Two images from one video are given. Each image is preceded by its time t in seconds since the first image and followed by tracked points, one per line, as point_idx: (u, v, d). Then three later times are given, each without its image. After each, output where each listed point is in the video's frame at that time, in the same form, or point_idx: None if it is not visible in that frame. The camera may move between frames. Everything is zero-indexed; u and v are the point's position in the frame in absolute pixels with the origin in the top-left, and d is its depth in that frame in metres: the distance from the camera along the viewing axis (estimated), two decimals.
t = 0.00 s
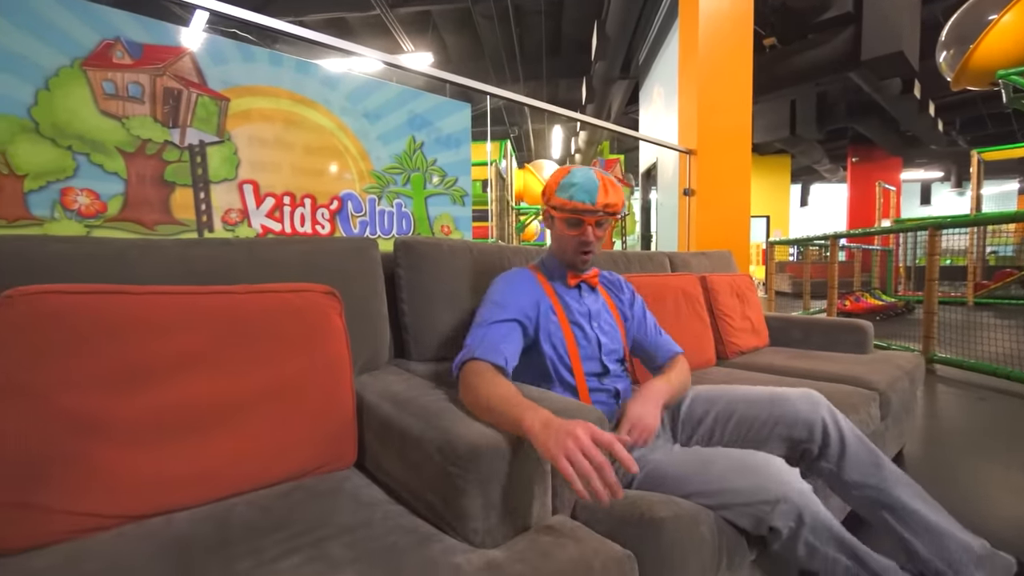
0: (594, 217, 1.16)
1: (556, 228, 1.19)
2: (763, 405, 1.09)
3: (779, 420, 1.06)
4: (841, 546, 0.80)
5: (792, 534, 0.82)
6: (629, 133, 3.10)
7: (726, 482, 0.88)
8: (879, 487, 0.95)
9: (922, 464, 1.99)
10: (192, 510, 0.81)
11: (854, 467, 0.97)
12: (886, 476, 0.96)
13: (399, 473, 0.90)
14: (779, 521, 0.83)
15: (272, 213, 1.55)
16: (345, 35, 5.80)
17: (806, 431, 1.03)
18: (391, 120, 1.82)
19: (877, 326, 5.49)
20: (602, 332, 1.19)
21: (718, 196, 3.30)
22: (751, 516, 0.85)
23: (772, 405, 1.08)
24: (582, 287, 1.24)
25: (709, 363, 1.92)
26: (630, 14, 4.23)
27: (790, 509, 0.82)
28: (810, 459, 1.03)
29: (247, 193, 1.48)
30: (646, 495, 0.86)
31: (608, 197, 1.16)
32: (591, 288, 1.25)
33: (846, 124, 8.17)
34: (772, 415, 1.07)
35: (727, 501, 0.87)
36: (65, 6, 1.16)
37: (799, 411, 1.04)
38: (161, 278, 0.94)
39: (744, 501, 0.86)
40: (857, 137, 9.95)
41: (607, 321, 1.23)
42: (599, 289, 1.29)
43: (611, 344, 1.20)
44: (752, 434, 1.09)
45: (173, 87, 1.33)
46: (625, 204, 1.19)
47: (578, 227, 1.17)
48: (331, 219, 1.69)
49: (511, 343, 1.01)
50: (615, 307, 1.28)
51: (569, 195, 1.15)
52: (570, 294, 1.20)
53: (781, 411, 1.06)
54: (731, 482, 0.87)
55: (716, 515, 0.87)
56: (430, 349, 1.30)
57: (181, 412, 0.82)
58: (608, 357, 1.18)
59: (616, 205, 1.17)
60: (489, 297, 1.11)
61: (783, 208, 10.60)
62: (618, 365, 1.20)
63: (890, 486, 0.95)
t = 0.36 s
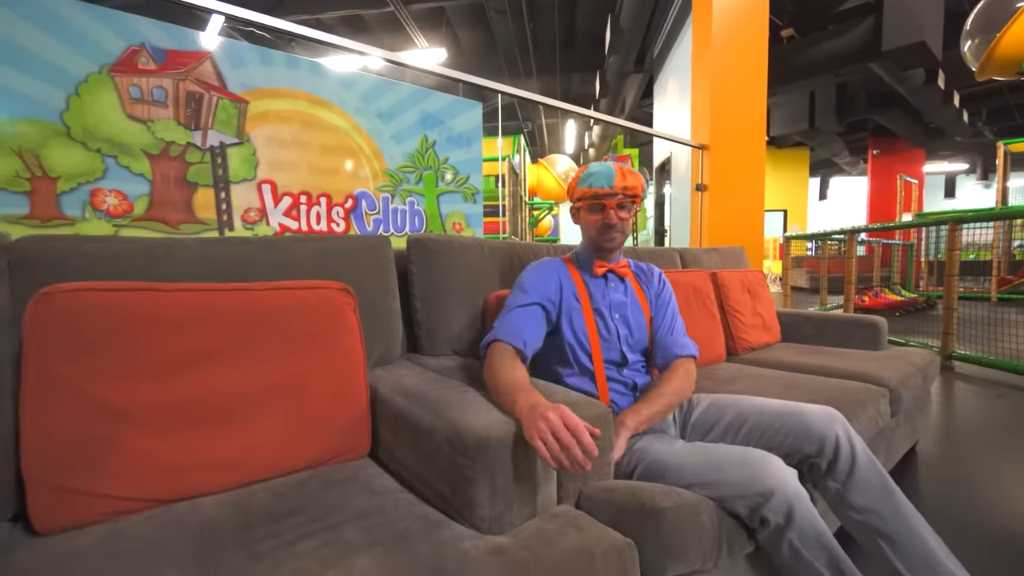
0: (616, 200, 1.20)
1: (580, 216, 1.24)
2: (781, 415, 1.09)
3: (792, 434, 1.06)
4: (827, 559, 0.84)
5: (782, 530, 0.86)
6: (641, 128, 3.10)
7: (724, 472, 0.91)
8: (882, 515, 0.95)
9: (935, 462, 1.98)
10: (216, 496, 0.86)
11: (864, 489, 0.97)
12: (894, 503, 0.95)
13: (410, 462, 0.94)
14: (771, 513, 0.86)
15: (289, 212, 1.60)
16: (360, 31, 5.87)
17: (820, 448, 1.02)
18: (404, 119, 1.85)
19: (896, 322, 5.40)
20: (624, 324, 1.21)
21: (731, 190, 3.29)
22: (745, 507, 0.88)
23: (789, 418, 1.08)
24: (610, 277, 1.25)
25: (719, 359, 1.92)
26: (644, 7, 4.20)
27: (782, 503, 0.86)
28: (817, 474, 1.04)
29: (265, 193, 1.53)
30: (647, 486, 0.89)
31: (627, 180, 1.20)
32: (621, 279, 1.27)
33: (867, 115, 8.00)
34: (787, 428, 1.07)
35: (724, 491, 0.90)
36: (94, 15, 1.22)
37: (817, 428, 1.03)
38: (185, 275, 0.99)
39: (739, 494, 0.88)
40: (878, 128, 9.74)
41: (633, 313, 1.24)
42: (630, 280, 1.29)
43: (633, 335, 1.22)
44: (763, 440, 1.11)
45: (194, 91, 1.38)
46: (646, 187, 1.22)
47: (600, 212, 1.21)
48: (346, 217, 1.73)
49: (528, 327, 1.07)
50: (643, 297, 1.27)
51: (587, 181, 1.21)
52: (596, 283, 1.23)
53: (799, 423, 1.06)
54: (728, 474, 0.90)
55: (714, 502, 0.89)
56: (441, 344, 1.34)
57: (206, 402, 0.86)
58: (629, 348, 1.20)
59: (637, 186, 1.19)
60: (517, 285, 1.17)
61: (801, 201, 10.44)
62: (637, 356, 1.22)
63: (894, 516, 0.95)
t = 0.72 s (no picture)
0: (610, 188, 1.21)
1: (582, 213, 1.25)
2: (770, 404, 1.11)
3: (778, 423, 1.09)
4: (807, 543, 0.88)
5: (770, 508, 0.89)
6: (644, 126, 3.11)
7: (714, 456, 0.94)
8: (856, 503, 0.98)
9: (935, 458, 1.98)
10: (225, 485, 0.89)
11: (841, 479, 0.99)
12: (870, 495, 0.98)
13: (411, 454, 0.97)
14: (761, 493, 0.89)
15: (293, 210, 1.63)
16: (365, 30, 5.91)
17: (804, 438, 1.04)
18: (406, 118, 1.88)
19: (902, 319, 5.38)
20: (632, 319, 1.22)
21: (733, 187, 3.30)
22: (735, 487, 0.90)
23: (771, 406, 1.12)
24: (616, 269, 1.26)
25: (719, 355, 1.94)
26: (648, 4, 4.20)
27: (772, 485, 0.88)
28: (802, 463, 1.06)
29: (270, 192, 1.57)
30: (640, 476, 0.91)
31: (616, 167, 1.22)
32: (627, 272, 1.28)
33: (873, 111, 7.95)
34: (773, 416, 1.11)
35: (713, 476, 0.92)
36: (104, 20, 1.26)
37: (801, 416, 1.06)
38: (193, 273, 1.02)
39: (733, 475, 0.90)
40: (885, 124, 9.68)
41: (639, 306, 1.24)
42: (634, 274, 1.30)
43: (640, 329, 1.22)
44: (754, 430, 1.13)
45: (201, 92, 1.42)
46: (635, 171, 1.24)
47: (599, 204, 1.23)
48: (349, 216, 1.76)
49: (534, 316, 1.10)
50: (647, 291, 1.29)
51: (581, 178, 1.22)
52: (602, 275, 1.23)
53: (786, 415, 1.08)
54: (722, 458, 0.93)
55: (703, 491, 0.92)
56: (442, 340, 1.37)
57: (214, 394, 0.90)
58: (637, 344, 1.21)
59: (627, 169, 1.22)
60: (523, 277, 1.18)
61: (807, 198, 10.38)
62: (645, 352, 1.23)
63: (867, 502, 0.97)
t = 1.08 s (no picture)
0: (609, 179, 1.15)
1: (579, 207, 1.19)
2: (757, 403, 1.11)
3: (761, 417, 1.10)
4: (792, 528, 0.92)
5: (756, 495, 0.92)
6: (643, 123, 3.12)
7: (704, 446, 0.95)
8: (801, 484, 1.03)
9: (930, 453, 2.00)
10: (228, 474, 0.92)
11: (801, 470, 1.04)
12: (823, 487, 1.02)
13: (407, 444, 0.99)
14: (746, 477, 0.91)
15: (294, 207, 1.66)
16: (367, 27, 5.94)
17: (784, 437, 1.05)
18: (406, 117, 1.90)
19: (902, 316, 5.38)
20: (634, 322, 1.17)
21: (732, 184, 3.31)
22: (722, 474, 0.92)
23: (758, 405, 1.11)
24: (620, 268, 1.21)
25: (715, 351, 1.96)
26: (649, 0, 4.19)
27: (760, 470, 0.90)
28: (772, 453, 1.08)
29: (271, 189, 1.59)
30: (628, 465, 0.94)
31: (614, 157, 1.15)
32: (632, 271, 1.21)
33: (878, 107, 7.92)
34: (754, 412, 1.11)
35: (703, 462, 0.94)
36: (108, 20, 1.29)
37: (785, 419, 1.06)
38: (196, 267, 1.04)
39: (722, 462, 0.92)
40: (889, 120, 9.63)
41: (644, 307, 1.19)
42: (643, 270, 1.24)
43: (643, 332, 1.18)
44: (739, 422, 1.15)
45: (203, 91, 1.44)
46: (639, 159, 1.17)
47: (597, 198, 1.16)
48: (349, 212, 1.79)
49: (527, 321, 1.14)
50: (655, 290, 1.22)
51: (576, 169, 1.17)
52: (603, 276, 1.19)
53: (772, 412, 1.09)
54: (710, 447, 0.94)
55: (693, 480, 0.93)
56: (440, 334, 1.39)
57: (218, 385, 0.92)
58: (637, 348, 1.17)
59: (629, 161, 1.15)
60: (520, 277, 1.19)
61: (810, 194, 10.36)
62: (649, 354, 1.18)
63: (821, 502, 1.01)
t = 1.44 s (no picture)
0: (543, 121, 1.01)
1: (511, 147, 1.06)
2: (781, 445, 0.84)
3: (767, 432, 0.85)
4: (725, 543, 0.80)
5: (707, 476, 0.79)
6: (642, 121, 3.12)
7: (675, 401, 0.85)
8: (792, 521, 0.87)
9: (927, 450, 2.00)
10: (226, 470, 0.93)
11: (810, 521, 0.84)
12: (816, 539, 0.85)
13: (403, 441, 1.00)
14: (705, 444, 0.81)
15: (292, 206, 1.66)
16: (367, 23, 5.94)
17: (805, 497, 0.83)
18: (404, 115, 1.90)
19: (903, 313, 5.37)
20: (589, 277, 1.07)
21: (732, 182, 3.33)
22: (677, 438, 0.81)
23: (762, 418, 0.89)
24: (564, 224, 1.10)
25: (713, 349, 1.97)
26: None
27: (692, 471, 0.79)
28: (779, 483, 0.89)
29: (270, 188, 1.60)
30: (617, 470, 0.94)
31: (551, 94, 1.00)
32: (576, 220, 1.08)
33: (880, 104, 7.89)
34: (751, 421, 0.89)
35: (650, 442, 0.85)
36: (107, 20, 1.29)
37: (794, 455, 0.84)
38: (195, 266, 1.05)
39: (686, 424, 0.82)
40: (892, 117, 9.60)
41: (598, 257, 1.08)
42: (591, 215, 1.10)
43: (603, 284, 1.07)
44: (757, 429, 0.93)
45: (202, 90, 1.45)
46: (579, 97, 1.01)
47: (529, 142, 1.02)
48: (348, 211, 1.80)
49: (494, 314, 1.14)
50: (608, 235, 1.09)
51: (511, 105, 1.03)
52: (548, 240, 1.10)
53: (801, 465, 0.82)
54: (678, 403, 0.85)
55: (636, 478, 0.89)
56: (438, 332, 1.40)
57: (216, 383, 0.93)
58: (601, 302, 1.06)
59: (569, 100, 1.00)
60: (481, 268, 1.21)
61: (812, 191, 10.33)
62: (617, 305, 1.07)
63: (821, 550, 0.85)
